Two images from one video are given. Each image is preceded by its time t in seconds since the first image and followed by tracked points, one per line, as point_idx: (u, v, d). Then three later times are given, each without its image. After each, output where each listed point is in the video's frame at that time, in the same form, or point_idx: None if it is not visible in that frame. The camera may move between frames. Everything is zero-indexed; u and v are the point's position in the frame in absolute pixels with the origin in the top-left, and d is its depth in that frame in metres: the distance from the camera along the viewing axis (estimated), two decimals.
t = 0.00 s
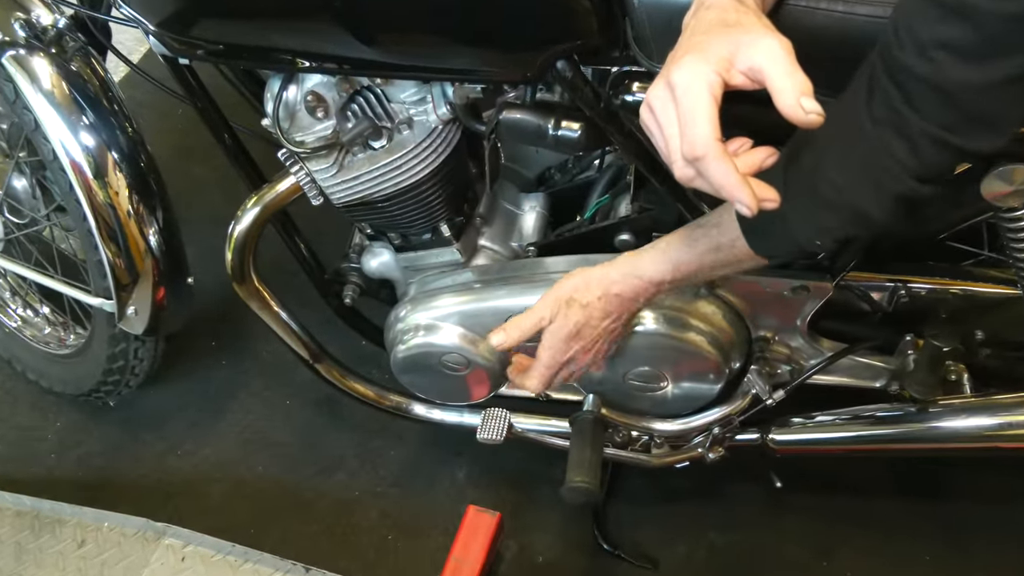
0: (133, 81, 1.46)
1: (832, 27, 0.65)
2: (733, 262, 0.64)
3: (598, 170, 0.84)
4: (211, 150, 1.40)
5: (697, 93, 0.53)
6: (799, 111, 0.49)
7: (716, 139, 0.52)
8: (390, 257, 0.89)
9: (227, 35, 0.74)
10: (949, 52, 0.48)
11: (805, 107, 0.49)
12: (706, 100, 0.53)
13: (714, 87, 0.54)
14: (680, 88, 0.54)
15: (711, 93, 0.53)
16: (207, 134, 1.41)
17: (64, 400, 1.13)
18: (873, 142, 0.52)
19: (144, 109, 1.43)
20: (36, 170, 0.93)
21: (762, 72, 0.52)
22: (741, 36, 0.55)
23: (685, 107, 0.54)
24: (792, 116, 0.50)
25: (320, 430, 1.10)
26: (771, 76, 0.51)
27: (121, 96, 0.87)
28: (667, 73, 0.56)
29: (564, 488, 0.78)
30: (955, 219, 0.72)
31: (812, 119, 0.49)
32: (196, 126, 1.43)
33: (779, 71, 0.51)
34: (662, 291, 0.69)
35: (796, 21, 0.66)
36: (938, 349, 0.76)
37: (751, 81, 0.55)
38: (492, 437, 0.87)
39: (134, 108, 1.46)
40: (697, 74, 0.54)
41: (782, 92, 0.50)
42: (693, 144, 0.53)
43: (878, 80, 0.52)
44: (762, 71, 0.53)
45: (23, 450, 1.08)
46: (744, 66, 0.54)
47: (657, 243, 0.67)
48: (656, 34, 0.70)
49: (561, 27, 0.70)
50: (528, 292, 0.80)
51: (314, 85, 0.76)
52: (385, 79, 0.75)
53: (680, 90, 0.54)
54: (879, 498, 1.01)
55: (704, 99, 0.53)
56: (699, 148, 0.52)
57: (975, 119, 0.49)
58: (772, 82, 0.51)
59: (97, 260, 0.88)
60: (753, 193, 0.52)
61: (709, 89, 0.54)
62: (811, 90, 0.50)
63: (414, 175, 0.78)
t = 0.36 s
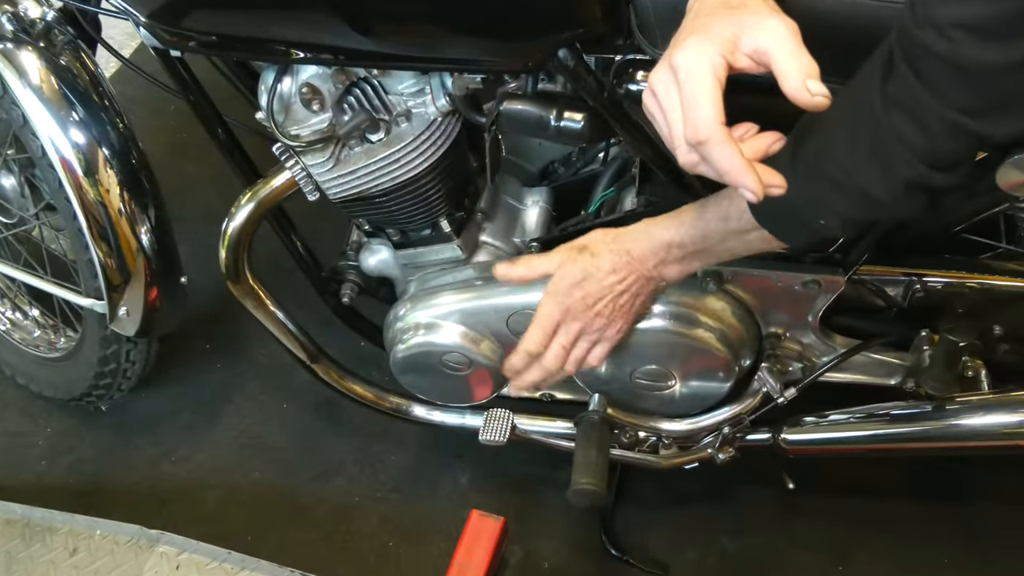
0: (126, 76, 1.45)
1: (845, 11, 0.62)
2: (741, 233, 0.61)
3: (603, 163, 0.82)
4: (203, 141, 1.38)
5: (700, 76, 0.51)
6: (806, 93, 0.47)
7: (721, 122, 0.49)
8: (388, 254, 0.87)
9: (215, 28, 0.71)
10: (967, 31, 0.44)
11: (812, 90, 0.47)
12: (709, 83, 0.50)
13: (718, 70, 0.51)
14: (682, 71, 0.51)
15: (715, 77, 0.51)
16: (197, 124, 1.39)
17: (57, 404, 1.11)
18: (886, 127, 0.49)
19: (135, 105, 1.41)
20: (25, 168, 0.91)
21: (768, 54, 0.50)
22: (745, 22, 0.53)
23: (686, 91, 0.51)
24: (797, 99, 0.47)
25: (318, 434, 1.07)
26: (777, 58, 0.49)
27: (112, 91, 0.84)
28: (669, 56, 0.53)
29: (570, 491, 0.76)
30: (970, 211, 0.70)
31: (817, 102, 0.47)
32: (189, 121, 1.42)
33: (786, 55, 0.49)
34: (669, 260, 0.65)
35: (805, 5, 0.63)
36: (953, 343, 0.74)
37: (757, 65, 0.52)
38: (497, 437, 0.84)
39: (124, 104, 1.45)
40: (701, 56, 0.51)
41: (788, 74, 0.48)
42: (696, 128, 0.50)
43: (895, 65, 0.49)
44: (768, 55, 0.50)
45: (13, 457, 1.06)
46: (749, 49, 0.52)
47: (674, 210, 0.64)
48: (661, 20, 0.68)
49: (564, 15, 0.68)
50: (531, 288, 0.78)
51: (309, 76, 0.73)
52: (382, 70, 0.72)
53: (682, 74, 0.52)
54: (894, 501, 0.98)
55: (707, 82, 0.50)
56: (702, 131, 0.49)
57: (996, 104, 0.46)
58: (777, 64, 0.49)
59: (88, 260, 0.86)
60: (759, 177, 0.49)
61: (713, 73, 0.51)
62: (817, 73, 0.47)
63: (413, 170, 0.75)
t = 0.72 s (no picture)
0: (105, 78, 1.43)
1: None
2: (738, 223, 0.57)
3: (596, 159, 0.80)
4: (184, 141, 1.36)
5: (693, 64, 0.48)
6: (800, 81, 0.44)
7: (714, 112, 0.47)
8: (376, 256, 0.84)
9: (193, 24, 0.67)
10: (974, 6, 0.43)
11: (807, 78, 0.44)
12: (702, 73, 0.48)
13: (711, 59, 0.48)
14: (674, 60, 0.49)
15: (708, 66, 0.48)
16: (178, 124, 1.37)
17: (37, 416, 1.08)
18: (891, 109, 0.47)
19: (114, 106, 1.39)
20: None
21: (762, 42, 0.47)
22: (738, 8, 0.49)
23: (679, 80, 0.48)
24: (791, 87, 0.45)
25: (308, 444, 1.05)
26: (771, 46, 0.46)
27: (90, 92, 0.82)
28: (661, 44, 0.51)
29: (566, 497, 0.73)
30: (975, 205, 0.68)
31: (812, 89, 0.44)
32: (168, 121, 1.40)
33: (780, 42, 0.46)
34: (659, 252, 0.62)
35: None
36: (957, 341, 0.70)
37: (750, 53, 0.49)
38: (489, 444, 0.81)
39: (103, 104, 1.43)
40: (693, 44, 0.48)
41: (781, 61, 0.45)
42: (689, 118, 0.47)
43: (901, 45, 0.47)
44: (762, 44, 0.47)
45: None
46: (742, 37, 0.49)
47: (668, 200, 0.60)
48: (653, 10, 0.65)
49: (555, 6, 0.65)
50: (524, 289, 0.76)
51: (292, 73, 0.69)
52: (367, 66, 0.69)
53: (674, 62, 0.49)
54: (899, 504, 0.96)
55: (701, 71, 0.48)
56: (696, 121, 0.47)
57: (1003, 79, 0.45)
58: (771, 52, 0.46)
59: (66, 266, 0.83)
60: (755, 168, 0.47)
61: (705, 61, 0.48)
62: (813, 60, 0.45)
63: (400, 168, 0.73)
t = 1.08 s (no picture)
0: (95, 74, 1.42)
1: None
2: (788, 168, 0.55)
3: (597, 155, 0.78)
4: (175, 138, 1.35)
5: (686, 53, 0.47)
6: (796, 72, 0.42)
7: (708, 101, 0.45)
8: (373, 256, 0.82)
9: (184, 19, 0.65)
10: None
11: (803, 69, 0.42)
12: (695, 61, 0.46)
13: (706, 48, 0.47)
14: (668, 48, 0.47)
15: (702, 55, 0.46)
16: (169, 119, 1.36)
17: (27, 420, 1.06)
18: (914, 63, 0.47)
19: (103, 104, 1.38)
20: None
21: (758, 33, 0.46)
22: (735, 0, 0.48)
23: (672, 67, 0.47)
24: (786, 80, 0.43)
25: (305, 447, 1.03)
26: (767, 36, 0.45)
27: (79, 89, 0.80)
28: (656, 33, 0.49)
29: (567, 500, 0.72)
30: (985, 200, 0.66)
31: (808, 82, 0.42)
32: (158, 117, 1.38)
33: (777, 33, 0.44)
34: (708, 213, 0.58)
35: None
36: (967, 339, 0.68)
37: (747, 45, 0.48)
38: (490, 446, 0.80)
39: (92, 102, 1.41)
40: (688, 32, 0.47)
41: (777, 53, 0.43)
42: (682, 107, 0.45)
43: None
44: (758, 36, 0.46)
45: None
46: (738, 27, 0.48)
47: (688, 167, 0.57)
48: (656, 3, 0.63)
49: None
50: (523, 288, 0.74)
51: (287, 69, 0.67)
52: (363, 61, 0.67)
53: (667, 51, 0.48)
54: (906, 505, 0.95)
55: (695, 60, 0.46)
56: (688, 110, 0.45)
57: None
58: (766, 42, 0.45)
59: (56, 267, 0.82)
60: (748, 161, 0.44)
61: (699, 50, 0.47)
62: (809, 52, 0.43)
63: (397, 165, 0.71)
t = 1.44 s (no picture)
0: (90, 74, 1.41)
1: None
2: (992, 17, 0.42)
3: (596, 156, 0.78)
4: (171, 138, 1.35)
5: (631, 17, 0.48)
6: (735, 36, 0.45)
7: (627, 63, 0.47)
8: (369, 257, 0.82)
9: (179, 19, 0.65)
10: None
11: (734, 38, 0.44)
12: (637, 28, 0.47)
13: (645, 21, 0.47)
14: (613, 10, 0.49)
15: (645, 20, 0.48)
16: (165, 119, 1.35)
17: (21, 422, 1.06)
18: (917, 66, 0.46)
19: (98, 104, 1.38)
20: None
21: (703, 9, 0.46)
22: None
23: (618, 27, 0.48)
24: (717, 51, 0.45)
25: (301, 450, 1.03)
26: (710, 10, 0.46)
27: (74, 88, 0.80)
28: None
29: (566, 503, 0.71)
30: (987, 204, 0.66)
31: (734, 56, 0.45)
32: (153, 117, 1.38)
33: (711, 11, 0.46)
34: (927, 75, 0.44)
35: None
36: (967, 342, 0.67)
37: (697, 22, 0.48)
38: (487, 450, 0.80)
39: (86, 102, 1.41)
40: None
41: (713, 24, 0.45)
42: (600, 62, 0.48)
43: None
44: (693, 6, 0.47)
45: None
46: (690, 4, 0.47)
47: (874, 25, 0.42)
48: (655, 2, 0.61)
49: None
50: (521, 290, 0.74)
51: (283, 69, 0.67)
52: (360, 61, 0.66)
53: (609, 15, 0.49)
54: (906, 508, 0.94)
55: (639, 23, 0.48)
56: (604, 69, 0.47)
57: None
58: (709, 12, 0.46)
59: (50, 268, 0.81)
60: (650, 133, 0.48)
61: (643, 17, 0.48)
62: (746, 29, 0.45)
63: (394, 166, 0.70)
